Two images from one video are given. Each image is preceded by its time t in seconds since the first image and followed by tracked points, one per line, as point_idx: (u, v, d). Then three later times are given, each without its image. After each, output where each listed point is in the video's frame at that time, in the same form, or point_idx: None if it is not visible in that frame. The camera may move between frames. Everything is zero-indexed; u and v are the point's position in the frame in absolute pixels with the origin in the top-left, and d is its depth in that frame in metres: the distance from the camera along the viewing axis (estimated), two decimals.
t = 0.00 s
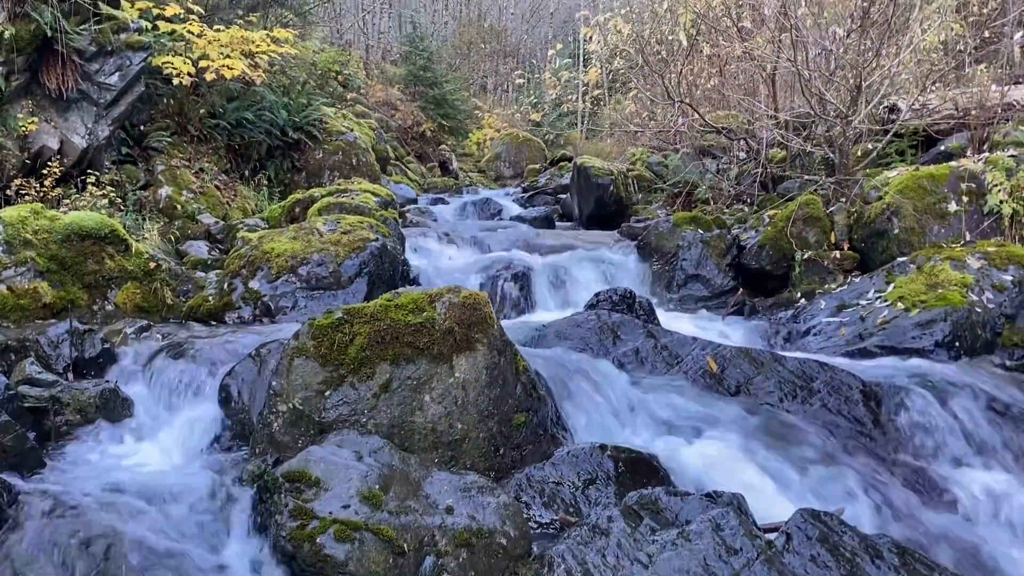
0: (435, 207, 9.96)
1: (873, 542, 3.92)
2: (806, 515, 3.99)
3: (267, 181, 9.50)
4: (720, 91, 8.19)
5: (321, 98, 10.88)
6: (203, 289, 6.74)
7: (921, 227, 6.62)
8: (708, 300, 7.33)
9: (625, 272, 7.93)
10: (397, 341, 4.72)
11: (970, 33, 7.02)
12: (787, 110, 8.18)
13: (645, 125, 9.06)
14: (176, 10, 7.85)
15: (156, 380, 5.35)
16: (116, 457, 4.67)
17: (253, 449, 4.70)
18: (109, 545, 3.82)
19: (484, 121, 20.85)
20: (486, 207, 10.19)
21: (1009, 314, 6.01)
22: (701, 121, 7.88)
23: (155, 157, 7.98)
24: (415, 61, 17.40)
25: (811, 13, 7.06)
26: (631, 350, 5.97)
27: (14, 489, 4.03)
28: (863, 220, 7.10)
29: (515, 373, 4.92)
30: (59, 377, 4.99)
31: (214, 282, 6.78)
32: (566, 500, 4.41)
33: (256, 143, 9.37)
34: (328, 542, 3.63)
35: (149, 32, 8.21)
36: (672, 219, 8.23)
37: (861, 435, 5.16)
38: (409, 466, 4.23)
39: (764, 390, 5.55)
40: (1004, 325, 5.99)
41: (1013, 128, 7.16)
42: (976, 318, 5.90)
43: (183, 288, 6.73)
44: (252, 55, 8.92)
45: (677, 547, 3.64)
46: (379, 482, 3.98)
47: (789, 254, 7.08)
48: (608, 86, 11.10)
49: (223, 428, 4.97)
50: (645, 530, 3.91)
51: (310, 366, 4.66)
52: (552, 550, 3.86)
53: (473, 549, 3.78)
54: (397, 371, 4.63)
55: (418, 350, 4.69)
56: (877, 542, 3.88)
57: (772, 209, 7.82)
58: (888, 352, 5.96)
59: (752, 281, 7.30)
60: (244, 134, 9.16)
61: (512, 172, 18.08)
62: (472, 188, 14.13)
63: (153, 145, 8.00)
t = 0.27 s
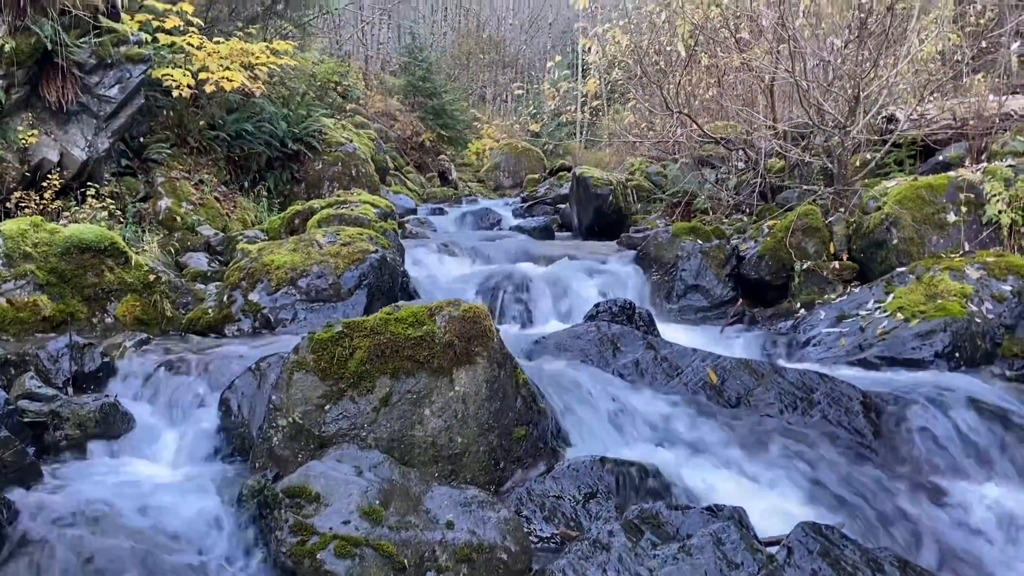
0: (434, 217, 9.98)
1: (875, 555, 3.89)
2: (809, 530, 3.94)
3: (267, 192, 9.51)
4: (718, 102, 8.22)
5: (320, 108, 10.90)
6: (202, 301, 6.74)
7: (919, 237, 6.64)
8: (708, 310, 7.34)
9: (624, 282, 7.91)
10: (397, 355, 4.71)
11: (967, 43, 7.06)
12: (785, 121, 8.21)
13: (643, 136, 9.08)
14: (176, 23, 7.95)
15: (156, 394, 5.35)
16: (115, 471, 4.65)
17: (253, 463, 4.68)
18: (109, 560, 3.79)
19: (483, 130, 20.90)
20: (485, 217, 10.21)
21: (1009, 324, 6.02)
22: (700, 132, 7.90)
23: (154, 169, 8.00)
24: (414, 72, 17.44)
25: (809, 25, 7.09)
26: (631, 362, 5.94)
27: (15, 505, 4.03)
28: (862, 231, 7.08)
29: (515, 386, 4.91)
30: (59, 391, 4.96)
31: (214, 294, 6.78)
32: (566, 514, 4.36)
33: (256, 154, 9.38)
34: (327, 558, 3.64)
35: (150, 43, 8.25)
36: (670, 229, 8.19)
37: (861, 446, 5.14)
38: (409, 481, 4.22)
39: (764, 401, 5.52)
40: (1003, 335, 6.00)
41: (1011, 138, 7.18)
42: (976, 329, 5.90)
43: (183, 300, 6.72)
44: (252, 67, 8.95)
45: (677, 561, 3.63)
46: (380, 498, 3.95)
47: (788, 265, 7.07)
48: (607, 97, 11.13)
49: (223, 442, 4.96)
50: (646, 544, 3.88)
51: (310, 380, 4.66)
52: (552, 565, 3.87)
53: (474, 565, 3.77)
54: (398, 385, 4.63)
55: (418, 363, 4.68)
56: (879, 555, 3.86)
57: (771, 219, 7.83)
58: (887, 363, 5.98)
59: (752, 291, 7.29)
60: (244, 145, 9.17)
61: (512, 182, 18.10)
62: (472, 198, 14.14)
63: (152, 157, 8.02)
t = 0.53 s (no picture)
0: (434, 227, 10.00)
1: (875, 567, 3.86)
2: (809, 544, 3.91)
3: (267, 203, 9.53)
4: (716, 112, 8.25)
5: (320, 119, 10.93)
6: (202, 313, 6.75)
7: (919, 247, 6.65)
8: (707, 321, 7.29)
9: (624, 293, 7.93)
10: (397, 369, 4.71)
11: (965, 54, 7.09)
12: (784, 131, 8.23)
13: (642, 146, 9.11)
14: (176, 35, 7.96)
15: (156, 407, 5.34)
16: (115, 486, 4.65)
17: (252, 478, 4.67)
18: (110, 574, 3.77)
19: (482, 140, 20.95)
20: (485, 228, 10.23)
21: (1008, 335, 6.03)
22: (699, 142, 7.92)
23: (155, 181, 8.01)
24: (414, 82, 17.50)
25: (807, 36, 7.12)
26: (631, 374, 5.92)
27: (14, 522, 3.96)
28: (861, 241, 7.09)
29: (515, 400, 4.90)
30: (59, 407, 4.91)
31: (214, 306, 6.79)
32: (567, 528, 4.33)
33: (256, 165, 9.40)
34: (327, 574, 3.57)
35: (150, 55, 8.25)
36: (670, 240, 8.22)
37: (860, 457, 5.14)
38: (409, 496, 4.21)
39: (763, 413, 5.54)
40: (1003, 345, 6.00)
41: (1009, 148, 7.21)
42: (976, 339, 5.90)
43: (183, 312, 6.75)
44: (252, 78, 8.97)
45: None
46: (380, 513, 3.94)
47: (788, 275, 7.10)
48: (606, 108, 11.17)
49: (223, 456, 4.95)
50: (647, 558, 3.86)
51: (310, 395, 4.66)
52: None
53: None
54: (398, 399, 4.63)
55: (419, 377, 4.68)
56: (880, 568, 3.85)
57: (771, 229, 7.85)
58: (888, 373, 5.95)
59: (752, 301, 7.32)
60: (244, 156, 9.19)
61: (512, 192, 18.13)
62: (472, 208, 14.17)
63: (153, 168, 8.03)
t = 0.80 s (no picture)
0: (434, 237, 9.99)
1: None
2: (812, 556, 3.89)
3: (267, 214, 9.53)
4: (716, 122, 8.27)
5: (321, 130, 10.95)
6: (203, 325, 6.75)
7: (919, 257, 6.65)
8: (708, 331, 7.26)
9: (625, 303, 7.92)
10: (398, 383, 4.70)
11: (964, 64, 7.12)
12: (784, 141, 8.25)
13: (642, 156, 9.14)
14: (177, 47, 7.96)
15: (158, 421, 5.32)
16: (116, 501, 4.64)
17: (253, 493, 4.65)
18: None
19: (482, 149, 20.98)
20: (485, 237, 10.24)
21: (1009, 345, 6.02)
22: (699, 152, 7.93)
23: (156, 193, 8.03)
24: (414, 91, 17.54)
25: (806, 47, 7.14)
26: (633, 386, 5.91)
27: (15, 538, 3.95)
28: (862, 250, 7.11)
29: (517, 413, 4.89)
30: (60, 420, 4.92)
31: (215, 317, 6.79)
32: (568, 540, 4.27)
33: (257, 176, 9.42)
34: None
35: (150, 67, 8.27)
36: (670, 249, 8.21)
37: (863, 468, 5.10)
38: (411, 510, 4.20)
39: (765, 424, 5.52)
40: (1004, 355, 5.99)
41: (1009, 157, 7.23)
42: (977, 349, 5.90)
43: (184, 324, 6.76)
44: (253, 89, 9.00)
45: None
46: (382, 528, 3.93)
47: (788, 284, 7.09)
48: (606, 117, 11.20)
49: (224, 470, 4.93)
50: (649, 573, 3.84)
51: (311, 409, 4.65)
52: None
53: None
54: (399, 413, 4.62)
55: (420, 391, 4.68)
56: None
57: (771, 239, 7.86)
58: (888, 385, 5.97)
59: (753, 311, 7.27)
60: (245, 167, 9.20)
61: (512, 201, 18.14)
62: (472, 218, 14.17)
63: (154, 180, 8.08)
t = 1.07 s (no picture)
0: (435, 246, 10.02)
1: None
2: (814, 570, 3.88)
3: (268, 224, 9.55)
4: (716, 131, 8.28)
5: (322, 140, 10.98)
6: (205, 336, 6.76)
7: (920, 267, 6.65)
8: (710, 341, 7.28)
9: (627, 313, 7.92)
10: (400, 396, 4.70)
11: (963, 74, 7.14)
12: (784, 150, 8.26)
13: (643, 165, 9.16)
14: (179, 59, 7.98)
15: (160, 434, 5.34)
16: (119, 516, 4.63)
17: (255, 507, 4.64)
18: None
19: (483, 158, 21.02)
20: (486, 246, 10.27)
21: (1012, 354, 6.01)
22: (700, 161, 7.95)
23: (157, 204, 8.05)
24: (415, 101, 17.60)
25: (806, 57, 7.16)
26: (634, 397, 5.89)
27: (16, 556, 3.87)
28: (863, 260, 7.11)
29: (519, 426, 4.88)
30: (62, 434, 4.86)
31: (216, 329, 6.80)
32: (571, 555, 4.21)
33: (259, 186, 9.46)
34: None
35: (152, 78, 8.30)
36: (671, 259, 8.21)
37: (865, 479, 5.09)
38: (413, 525, 4.18)
39: (767, 436, 5.51)
40: (1007, 364, 5.97)
41: (1009, 166, 7.23)
42: (979, 359, 5.90)
43: (185, 335, 6.77)
44: (255, 100, 9.04)
45: None
46: (384, 543, 3.91)
47: (790, 293, 7.09)
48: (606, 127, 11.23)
49: (225, 484, 4.92)
50: None
51: (313, 423, 4.64)
52: None
53: None
54: (400, 427, 4.60)
55: (421, 405, 4.67)
56: None
57: (772, 249, 7.87)
58: (889, 395, 5.98)
59: (754, 319, 7.29)
60: (246, 178, 9.22)
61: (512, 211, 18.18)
62: (472, 227, 14.20)
63: (155, 191, 8.08)
